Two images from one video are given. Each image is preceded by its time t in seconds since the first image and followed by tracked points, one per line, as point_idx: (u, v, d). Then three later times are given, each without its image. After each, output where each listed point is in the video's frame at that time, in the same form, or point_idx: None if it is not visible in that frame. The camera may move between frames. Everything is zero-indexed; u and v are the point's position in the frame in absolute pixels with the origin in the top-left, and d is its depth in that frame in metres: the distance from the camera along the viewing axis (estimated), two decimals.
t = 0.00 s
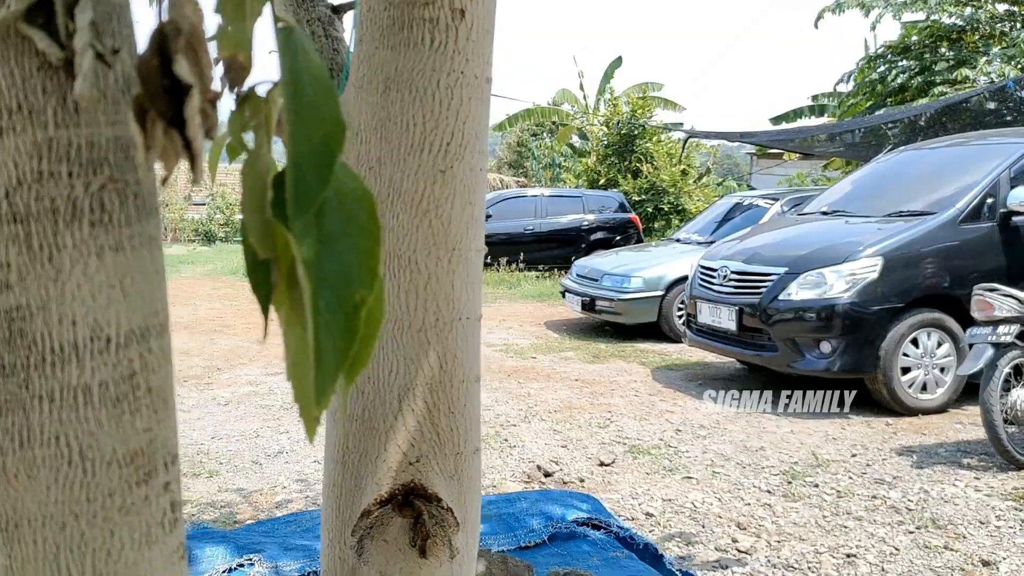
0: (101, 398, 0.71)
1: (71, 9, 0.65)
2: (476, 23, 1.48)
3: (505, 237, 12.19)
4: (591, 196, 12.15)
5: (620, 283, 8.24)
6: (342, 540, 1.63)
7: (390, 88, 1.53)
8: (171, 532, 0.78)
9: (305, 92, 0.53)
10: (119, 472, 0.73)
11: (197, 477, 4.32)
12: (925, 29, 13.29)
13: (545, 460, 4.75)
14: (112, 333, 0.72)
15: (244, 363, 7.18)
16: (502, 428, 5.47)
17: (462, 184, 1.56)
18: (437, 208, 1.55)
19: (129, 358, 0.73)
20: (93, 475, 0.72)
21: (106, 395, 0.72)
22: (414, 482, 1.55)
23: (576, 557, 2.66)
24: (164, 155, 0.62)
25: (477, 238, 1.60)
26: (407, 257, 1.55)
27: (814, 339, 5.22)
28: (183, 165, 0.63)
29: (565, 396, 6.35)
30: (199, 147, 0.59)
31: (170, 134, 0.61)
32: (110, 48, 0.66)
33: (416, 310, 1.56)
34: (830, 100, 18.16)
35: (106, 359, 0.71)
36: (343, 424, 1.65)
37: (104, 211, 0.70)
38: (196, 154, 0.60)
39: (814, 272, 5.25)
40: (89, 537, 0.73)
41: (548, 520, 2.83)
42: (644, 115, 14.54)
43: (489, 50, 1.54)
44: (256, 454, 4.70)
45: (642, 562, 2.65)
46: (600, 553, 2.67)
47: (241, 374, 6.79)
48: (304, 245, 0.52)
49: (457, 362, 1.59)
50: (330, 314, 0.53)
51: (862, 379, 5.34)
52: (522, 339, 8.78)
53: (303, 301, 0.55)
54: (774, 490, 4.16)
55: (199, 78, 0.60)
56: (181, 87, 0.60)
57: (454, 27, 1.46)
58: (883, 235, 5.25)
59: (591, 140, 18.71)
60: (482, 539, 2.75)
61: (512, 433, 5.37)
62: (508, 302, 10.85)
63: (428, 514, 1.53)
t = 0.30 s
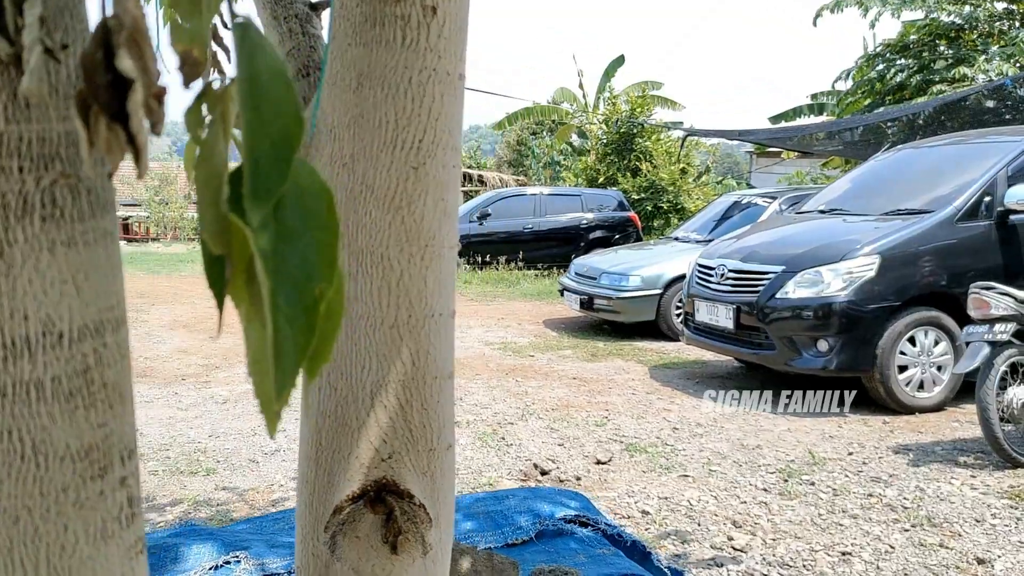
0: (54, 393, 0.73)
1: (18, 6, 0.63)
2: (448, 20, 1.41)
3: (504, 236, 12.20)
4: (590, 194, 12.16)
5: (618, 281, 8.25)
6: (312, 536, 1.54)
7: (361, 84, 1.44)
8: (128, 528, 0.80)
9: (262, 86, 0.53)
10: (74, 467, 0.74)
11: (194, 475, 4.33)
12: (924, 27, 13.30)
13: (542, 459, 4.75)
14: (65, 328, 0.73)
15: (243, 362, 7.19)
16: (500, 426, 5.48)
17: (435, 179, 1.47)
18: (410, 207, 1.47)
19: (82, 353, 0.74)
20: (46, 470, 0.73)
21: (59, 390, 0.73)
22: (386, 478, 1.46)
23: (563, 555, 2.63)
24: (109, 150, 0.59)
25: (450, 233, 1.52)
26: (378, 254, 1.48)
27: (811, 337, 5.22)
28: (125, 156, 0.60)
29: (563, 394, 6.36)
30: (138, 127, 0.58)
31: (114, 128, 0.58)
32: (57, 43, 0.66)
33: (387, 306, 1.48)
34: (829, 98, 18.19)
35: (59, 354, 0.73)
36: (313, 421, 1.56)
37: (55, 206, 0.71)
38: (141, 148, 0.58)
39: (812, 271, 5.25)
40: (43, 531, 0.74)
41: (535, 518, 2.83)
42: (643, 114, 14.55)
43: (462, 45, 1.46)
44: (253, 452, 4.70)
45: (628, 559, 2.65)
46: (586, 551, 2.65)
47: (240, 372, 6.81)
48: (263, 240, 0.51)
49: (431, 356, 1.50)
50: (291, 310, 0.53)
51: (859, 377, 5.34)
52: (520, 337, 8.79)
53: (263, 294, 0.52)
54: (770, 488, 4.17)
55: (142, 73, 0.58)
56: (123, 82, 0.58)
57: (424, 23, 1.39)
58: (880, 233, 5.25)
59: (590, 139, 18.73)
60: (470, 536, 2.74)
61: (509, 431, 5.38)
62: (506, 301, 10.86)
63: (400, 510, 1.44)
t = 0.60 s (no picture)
0: (11, 384, 0.75)
1: None
2: (422, 17, 1.33)
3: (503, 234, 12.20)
4: (589, 192, 12.17)
5: (617, 279, 8.25)
6: (283, 533, 1.44)
7: (335, 80, 1.32)
8: (87, 519, 0.83)
9: (214, 83, 0.62)
10: (31, 460, 0.77)
11: (191, 473, 4.33)
12: (923, 25, 13.29)
13: (539, 456, 4.76)
14: (21, 321, 0.75)
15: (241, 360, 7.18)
16: (497, 424, 5.48)
17: (412, 177, 1.37)
18: (383, 204, 1.35)
19: (39, 347, 0.77)
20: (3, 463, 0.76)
21: (16, 382, 0.75)
22: (360, 473, 1.38)
23: (550, 551, 2.62)
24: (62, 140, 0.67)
25: (423, 234, 1.42)
26: (349, 250, 1.36)
27: (808, 335, 5.23)
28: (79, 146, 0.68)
29: (560, 392, 6.36)
30: (89, 116, 0.63)
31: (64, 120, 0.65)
32: (10, 38, 0.70)
33: (360, 301, 1.37)
34: (829, 96, 18.17)
35: (14, 347, 0.75)
36: (284, 416, 1.45)
37: (10, 198, 0.73)
38: (90, 141, 0.65)
39: (809, 269, 5.27)
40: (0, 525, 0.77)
41: (524, 514, 2.83)
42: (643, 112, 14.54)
43: (435, 44, 1.38)
44: (250, 450, 4.70)
45: (617, 555, 2.63)
46: (573, 547, 2.63)
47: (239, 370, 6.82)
48: (206, 236, 0.59)
49: (404, 352, 1.41)
50: (232, 304, 0.60)
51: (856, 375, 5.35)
52: (519, 335, 8.80)
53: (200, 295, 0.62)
54: (766, 486, 4.17)
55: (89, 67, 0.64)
56: (73, 74, 0.63)
57: (399, 19, 1.30)
58: (878, 231, 5.26)
59: (590, 137, 18.71)
60: (458, 532, 2.74)
61: (507, 429, 5.39)
62: (505, 299, 10.87)
63: (374, 505, 1.36)
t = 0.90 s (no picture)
0: None
1: None
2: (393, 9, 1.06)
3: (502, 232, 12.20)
4: (588, 190, 12.18)
5: (615, 277, 8.25)
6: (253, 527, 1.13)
7: (303, 73, 1.03)
8: (41, 510, 0.80)
9: (167, 82, 0.73)
10: None
11: (188, 471, 4.33)
12: (922, 23, 13.28)
13: (535, 454, 4.76)
14: None
15: (239, 358, 7.18)
16: (494, 422, 5.48)
17: (399, 168, 1.10)
18: (354, 196, 1.06)
19: None
20: None
21: None
22: (330, 467, 1.08)
23: (535, 546, 2.62)
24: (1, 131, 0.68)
25: (400, 226, 1.12)
26: (316, 240, 1.06)
27: (805, 333, 5.24)
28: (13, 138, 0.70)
29: (558, 390, 6.36)
30: (27, 106, 0.69)
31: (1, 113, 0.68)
32: None
33: (328, 294, 1.07)
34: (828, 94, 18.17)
35: None
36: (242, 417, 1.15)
37: None
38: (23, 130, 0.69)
39: (805, 267, 5.27)
40: None
41: (510, 509, 2.83)
42: (641, 110, 14.53)
43: (409, 33, 1.10)
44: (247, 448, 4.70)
45: (601, 550, 2.62)
46: (558, 542, 2.63)
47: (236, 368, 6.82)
48: (153, 227, 0.69)
49: (379, 345, 1.11)
50: (179, 293, 0.71)
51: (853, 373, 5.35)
52: (517, 333, 8.80)
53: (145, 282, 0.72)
54: (762, 483, 4.18)
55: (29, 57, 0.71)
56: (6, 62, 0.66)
57: (367, 12, 1.03)
58: (876, 229, 5.26)
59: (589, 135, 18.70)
60: (444, 528, 2.73)
61: (504, 426, 5.39)
62: (504, 297, 10.87)
63: (343, 498, 1.09)
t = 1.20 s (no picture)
0: None
1: None
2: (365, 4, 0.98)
3: (501, 231, 12.20)
4: (587, 189, 12.20)
5: (613, 276, 8.25)
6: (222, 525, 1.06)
7: (274, 71, 0.95)
8: None
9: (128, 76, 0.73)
10: None
11: (185, 469, 4.33)
12: (920, 22, 13.28)
13: (532, 452, 4.76)
14: None
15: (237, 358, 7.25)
16: (491, 420, 5.49)
17: (369, 166, 1.03)
18: (324, 193, 0.98)
19: None
20: None
21: None
22: (299, 464, 1.01)
23: (520, 543, 2.63)
24: None
25: (369, 225, 1.05)
26: (286, 238, 0.98)
27: (802, 331, 5.24)
28: None
29: (555, 388, 6.37)
30: None
31: None
32: None
33: (297, 291, 0.99)
34: (827, 94, 18.17)
35: None
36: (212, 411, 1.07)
37: None
38: None
39: (802, 266, 5.28)
40: None
41: (495, 506, 2.84)
42: (641, 109, 14.53)
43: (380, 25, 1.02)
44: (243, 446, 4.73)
45: (585, 549, 2.62)
46: (544, 539, 2.64)
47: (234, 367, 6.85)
48: (120, 225, 0.69)
49: (351, 339, 1.04)
50: (150, 288, 0.71)
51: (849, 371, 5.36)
52: (516, 332, 8.80)
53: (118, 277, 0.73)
54: (758, 481, 4.19)
55: None
56: None
57: (337, 11, 0.96)
58: (873, 228, 5.26)
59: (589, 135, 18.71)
60: (429, 525, 2.73)
61: (501, 425, 5.39)
62: (503, 296, 10.87)
63: (312, 495, 1.01)
